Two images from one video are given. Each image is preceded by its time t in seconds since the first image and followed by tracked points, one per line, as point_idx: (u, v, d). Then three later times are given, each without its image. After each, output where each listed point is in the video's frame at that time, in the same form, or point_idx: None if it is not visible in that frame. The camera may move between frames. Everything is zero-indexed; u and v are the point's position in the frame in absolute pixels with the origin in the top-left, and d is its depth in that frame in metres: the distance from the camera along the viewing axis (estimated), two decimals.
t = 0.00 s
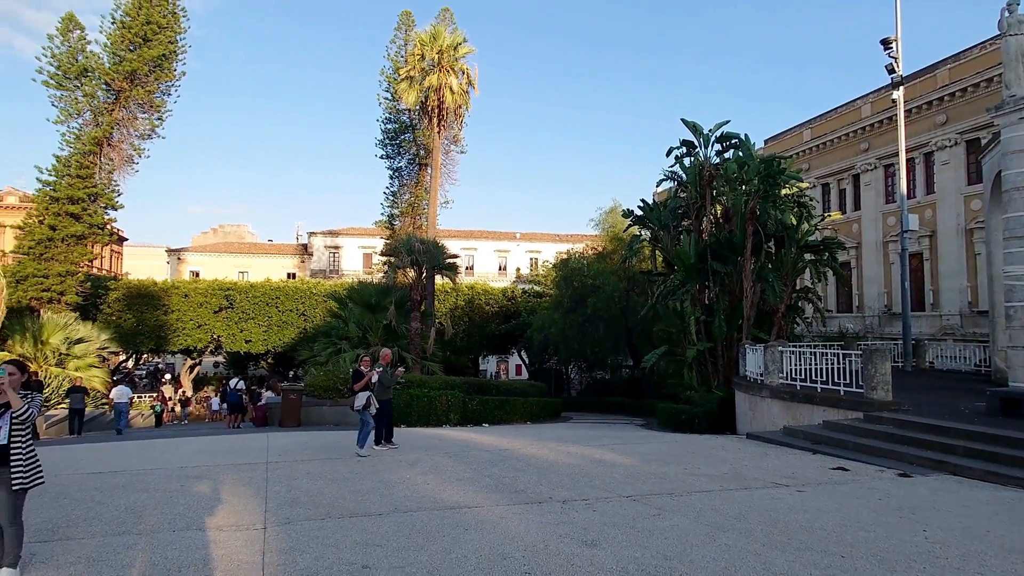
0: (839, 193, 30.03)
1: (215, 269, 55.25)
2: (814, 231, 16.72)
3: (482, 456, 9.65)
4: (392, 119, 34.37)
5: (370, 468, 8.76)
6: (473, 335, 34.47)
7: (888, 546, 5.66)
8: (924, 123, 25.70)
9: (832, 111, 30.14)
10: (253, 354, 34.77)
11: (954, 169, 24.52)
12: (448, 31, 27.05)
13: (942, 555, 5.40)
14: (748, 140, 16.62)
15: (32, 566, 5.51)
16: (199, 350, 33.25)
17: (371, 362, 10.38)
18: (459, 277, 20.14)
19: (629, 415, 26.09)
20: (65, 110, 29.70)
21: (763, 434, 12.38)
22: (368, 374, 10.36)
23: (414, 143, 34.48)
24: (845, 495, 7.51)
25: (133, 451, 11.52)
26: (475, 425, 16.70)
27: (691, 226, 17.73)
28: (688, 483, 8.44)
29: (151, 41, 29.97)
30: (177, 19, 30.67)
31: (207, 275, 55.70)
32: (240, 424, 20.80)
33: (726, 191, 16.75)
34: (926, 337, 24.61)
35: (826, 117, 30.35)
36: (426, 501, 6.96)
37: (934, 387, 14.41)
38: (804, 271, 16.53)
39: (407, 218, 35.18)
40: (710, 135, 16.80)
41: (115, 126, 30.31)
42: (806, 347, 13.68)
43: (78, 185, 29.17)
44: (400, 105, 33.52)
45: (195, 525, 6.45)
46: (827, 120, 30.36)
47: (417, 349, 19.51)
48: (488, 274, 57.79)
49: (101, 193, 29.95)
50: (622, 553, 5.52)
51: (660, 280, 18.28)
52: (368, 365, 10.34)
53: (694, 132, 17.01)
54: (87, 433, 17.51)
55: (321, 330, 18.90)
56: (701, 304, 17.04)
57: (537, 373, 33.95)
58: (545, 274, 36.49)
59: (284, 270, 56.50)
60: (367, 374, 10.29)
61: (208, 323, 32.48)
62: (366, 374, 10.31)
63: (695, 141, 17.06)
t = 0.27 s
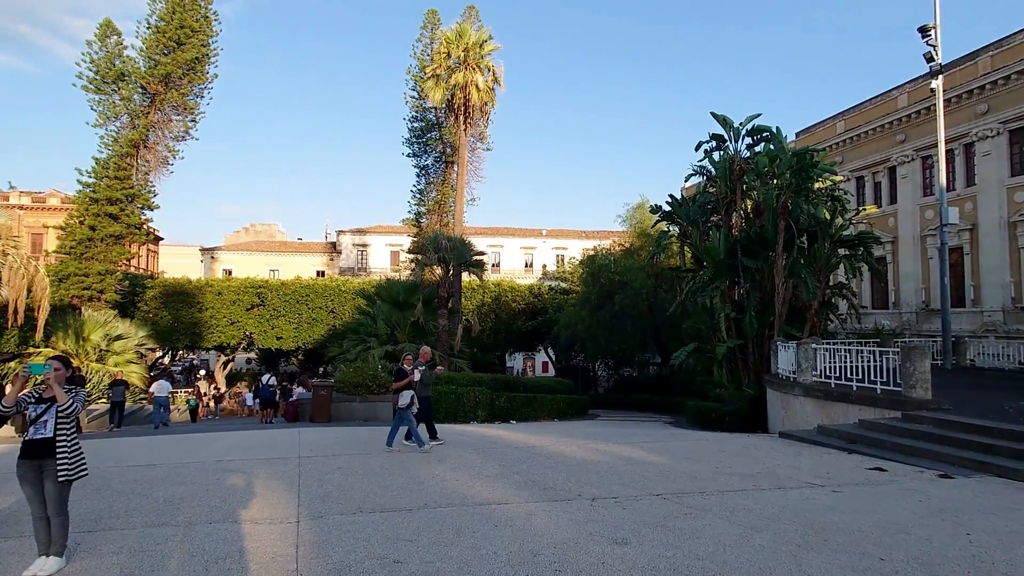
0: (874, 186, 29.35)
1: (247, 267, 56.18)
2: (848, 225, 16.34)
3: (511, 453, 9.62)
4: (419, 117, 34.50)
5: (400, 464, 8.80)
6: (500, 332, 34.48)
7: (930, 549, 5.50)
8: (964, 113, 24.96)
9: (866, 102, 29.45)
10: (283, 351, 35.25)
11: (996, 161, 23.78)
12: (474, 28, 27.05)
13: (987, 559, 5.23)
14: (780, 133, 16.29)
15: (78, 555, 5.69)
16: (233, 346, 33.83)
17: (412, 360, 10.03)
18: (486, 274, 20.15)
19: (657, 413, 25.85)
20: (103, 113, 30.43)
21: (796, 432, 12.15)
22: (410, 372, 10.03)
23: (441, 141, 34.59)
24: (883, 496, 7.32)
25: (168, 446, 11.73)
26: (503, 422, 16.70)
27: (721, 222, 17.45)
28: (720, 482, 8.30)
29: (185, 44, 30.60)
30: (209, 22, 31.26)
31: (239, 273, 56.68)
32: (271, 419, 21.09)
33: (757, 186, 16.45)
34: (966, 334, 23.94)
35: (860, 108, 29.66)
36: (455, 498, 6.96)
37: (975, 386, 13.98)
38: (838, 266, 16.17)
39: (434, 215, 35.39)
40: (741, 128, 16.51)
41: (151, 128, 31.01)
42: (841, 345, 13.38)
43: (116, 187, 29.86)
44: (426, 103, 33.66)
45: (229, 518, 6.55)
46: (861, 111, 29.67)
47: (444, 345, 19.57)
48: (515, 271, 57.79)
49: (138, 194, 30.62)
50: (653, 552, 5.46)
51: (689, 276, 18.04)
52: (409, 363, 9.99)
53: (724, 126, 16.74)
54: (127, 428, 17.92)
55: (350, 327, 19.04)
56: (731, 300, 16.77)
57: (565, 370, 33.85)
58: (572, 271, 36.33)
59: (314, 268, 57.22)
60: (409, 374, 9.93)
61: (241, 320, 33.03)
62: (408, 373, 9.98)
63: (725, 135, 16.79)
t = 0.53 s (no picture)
0: (916, 178, 28.52)
1: (282, 267, 57.17)
2: (890, 219, 15.85)
3: (542, 451, 9.56)
4: (449, 116, 34.60)
5: (432, 460, 8.80)
6: (531, 329, 34.42)
7: (981, 555, 5.26)
8: (1013, 102, 24.06)
9: (907, 92, 28.60)
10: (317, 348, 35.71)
11: None
12: (503, 26, 26.98)
13: None
14: (817, 125, 15.87)
15: (123, 545, 5.82)
16: (269, 343, 34.40)
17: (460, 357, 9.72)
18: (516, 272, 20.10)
19: (690, 411, 25.52)
20: (145, 118, 31.20)
21: (835, 432, 11.82)
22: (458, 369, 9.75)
23: (471, 139, 34.63)
24: (929, 500, 7.05)
25: (205, 441, 11.95)
26: (534, 420, 16.64)
27: (755, 217, 17.11)
28: (757, 482, 8.11)
29: (222, 49, 31.21)
30: (245, 27, 31.83)
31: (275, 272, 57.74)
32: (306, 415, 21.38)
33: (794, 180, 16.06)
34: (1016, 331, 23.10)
35: (901, 99, 28.82)
36: (486, 495, 6.92)
37: None
38: (879, 262, 15.69)
39: (464, 213, 35.53)
40: (776, 121, 16.14)
41: (189, 131, 31.70)
42: (882, 342, 13.00)
43: (157, 189, 30.55)
44: (456, 102, 33.77)
45: (263, 512, 6.63)
46: (902, 102, 28.82)
47: (476, 343, 19.59)
48: (545, 269, 57.68)
49: (178, 196, 31.30)
50: (689, 552, 5.34)
51: (722, 273, 17.73)
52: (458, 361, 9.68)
53: (759, 119, 16.39)
54: (168, 423, 18.34)
55: (383, 325, 19.15)
56: (767, 297, 16.45)
57: (596, 367, 33.65)
58: (603, 268, 36.08)
59: (347, 266, 57.92)
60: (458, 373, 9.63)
61: (277, 318, 33.57)
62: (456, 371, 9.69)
63: (760, 129, 16.44)
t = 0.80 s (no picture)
0: (968, 169, 27.50)
1: (320, 265, 58.06)
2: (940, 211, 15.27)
3: (578, 448, 9.46)
4: (483, 114, 34.64)
5: (468, 457, 8.78)
6: (565, 326, 34.26)
7: None
8: None
9: (957, 80, 27.57)
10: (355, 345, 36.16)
11: None
12: (537, 22, 26.87)
13: None
14: (862, 115, 15.37)
15: (170, 535, 5.95)
16: (309, 341, 34.98)
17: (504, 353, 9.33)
18: (551, 269, 20.01)
19: (729, 409, 25.09)
20: (190, 122, 32.01)
21: (881, 432, 11.44)
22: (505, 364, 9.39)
23: (505, 137, 34.62)
24: (983, 503, 6.75)
25: (246, 435, 12.17)
26: (569, 417, 16.53)
27: (797, 211, 16.68)
28: (799, 482, 7.88)
29: (262, 53, 31.83)
30: (284, 30, 32.41)
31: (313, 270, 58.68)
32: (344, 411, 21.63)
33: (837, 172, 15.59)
34: None
35: (951, 86, 27.80)
36: (521, 492, 6.87)
37: None
38: (928, 256, 15.14)
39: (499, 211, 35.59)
40: (818, 111, 15.70)
41: (232, 134, 32.41)
42: (932, 338, 12.53)
43: (202, 191, 31.30)
44: (490, 99, 33.81)
45: (301, 506, 6.70)
46: (952, 89, 27.79)
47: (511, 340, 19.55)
48: (580, 266, 57.37)
49: (222, 197, 32.00)
50: (730, 553, 5.20)
51: (762, 268, 17.33)
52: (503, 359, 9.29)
53: (800, 109, 15.96)
54: (213, 419, 18.77)
55: (418, 322, 19.18)
56: (809, 293, 16.02)
57: (633, 365, 33.33)
58: (639, 265, 35.71)
59: (383, 265, 58.50)
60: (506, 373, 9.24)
61: (316, 316, 34.12)
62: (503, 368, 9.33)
63: (802, 120, 16.00)
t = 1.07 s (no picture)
0: None
1: (359, 264, 58.87)
2: (996, 203, 14.64)
3: (615, 446, 9.36)
4: (518, 111, 34.57)
5: (503, 454, 8.76)
6: (603, 323, 34.03)
7: None
8: None
9: (1014, 65, 26.41)
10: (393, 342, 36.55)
11: None
12: (573, 17, 26.66)
13: None
14: (912, 104, 14.82)
15: (216, 526, 6.08)
16: (349, 338, 35.49)
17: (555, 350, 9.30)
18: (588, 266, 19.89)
19: (771, 407, 24.58)
20: (234, 125, 32.77)
21: (933, 432, 11.03)
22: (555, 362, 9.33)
23: (541, 133, 34.52)
24: None
25: (288, 430, 12.39)
26: (607, 414, 16.39)
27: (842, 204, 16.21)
28: (845, 484, 7.64)
29: (303, 56, 32.38)
30: (323, 34, 32.93)
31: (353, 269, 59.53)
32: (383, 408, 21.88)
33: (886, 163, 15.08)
34: None
35: (1007, 72, 26.65)
36: (558, 489, 6.82)
37: None
38: (984, 249, 14.53)
39: (535, 208, 35.48)
40: (865, 100, 15.20)
41: (275, 137, 33.08)
42: (987, 335, 12.02)
43: (246, 192, 31.97)
44: (526, 96, 33.73)
45: (340, 500, 6.78)
46: (1008, 75, 26.65)
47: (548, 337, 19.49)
48: (617, 262, 56.92)
49: (265, 198, 32.65)
50: (771, 556, 5.05)
51: (805, 263, 16.90)
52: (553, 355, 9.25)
53: (845, 99, 15.48)
54: (258, 413, 19.22)
55: (456, 320, 19.30)
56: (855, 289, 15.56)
57: (672, 362, 32.93)
58: (677, 262, 35.25)
59: (421, 263, 58.99)
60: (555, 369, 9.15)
61: (356, 313, 34.58)
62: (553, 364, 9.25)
63: (847, 109, 15.52)
